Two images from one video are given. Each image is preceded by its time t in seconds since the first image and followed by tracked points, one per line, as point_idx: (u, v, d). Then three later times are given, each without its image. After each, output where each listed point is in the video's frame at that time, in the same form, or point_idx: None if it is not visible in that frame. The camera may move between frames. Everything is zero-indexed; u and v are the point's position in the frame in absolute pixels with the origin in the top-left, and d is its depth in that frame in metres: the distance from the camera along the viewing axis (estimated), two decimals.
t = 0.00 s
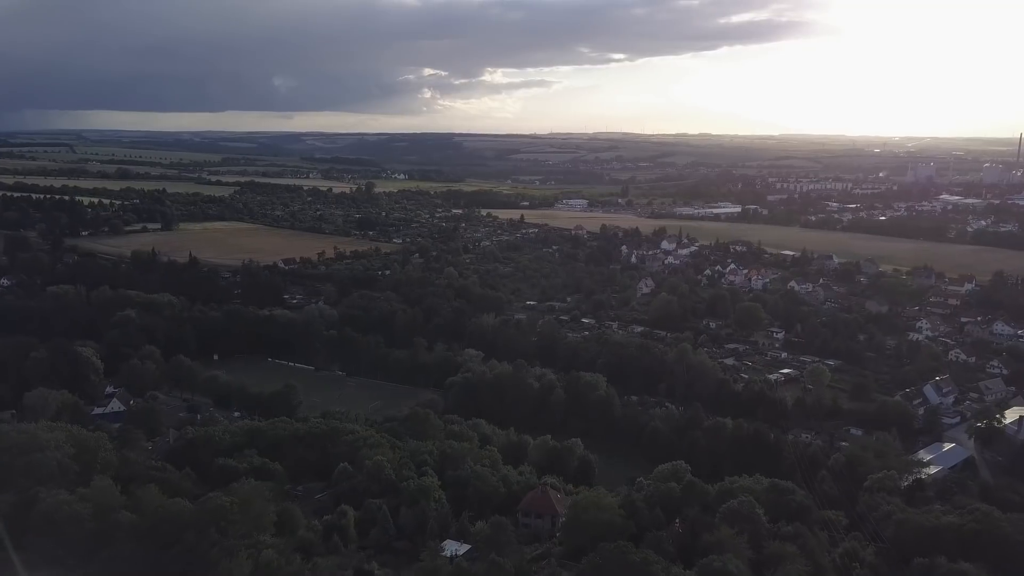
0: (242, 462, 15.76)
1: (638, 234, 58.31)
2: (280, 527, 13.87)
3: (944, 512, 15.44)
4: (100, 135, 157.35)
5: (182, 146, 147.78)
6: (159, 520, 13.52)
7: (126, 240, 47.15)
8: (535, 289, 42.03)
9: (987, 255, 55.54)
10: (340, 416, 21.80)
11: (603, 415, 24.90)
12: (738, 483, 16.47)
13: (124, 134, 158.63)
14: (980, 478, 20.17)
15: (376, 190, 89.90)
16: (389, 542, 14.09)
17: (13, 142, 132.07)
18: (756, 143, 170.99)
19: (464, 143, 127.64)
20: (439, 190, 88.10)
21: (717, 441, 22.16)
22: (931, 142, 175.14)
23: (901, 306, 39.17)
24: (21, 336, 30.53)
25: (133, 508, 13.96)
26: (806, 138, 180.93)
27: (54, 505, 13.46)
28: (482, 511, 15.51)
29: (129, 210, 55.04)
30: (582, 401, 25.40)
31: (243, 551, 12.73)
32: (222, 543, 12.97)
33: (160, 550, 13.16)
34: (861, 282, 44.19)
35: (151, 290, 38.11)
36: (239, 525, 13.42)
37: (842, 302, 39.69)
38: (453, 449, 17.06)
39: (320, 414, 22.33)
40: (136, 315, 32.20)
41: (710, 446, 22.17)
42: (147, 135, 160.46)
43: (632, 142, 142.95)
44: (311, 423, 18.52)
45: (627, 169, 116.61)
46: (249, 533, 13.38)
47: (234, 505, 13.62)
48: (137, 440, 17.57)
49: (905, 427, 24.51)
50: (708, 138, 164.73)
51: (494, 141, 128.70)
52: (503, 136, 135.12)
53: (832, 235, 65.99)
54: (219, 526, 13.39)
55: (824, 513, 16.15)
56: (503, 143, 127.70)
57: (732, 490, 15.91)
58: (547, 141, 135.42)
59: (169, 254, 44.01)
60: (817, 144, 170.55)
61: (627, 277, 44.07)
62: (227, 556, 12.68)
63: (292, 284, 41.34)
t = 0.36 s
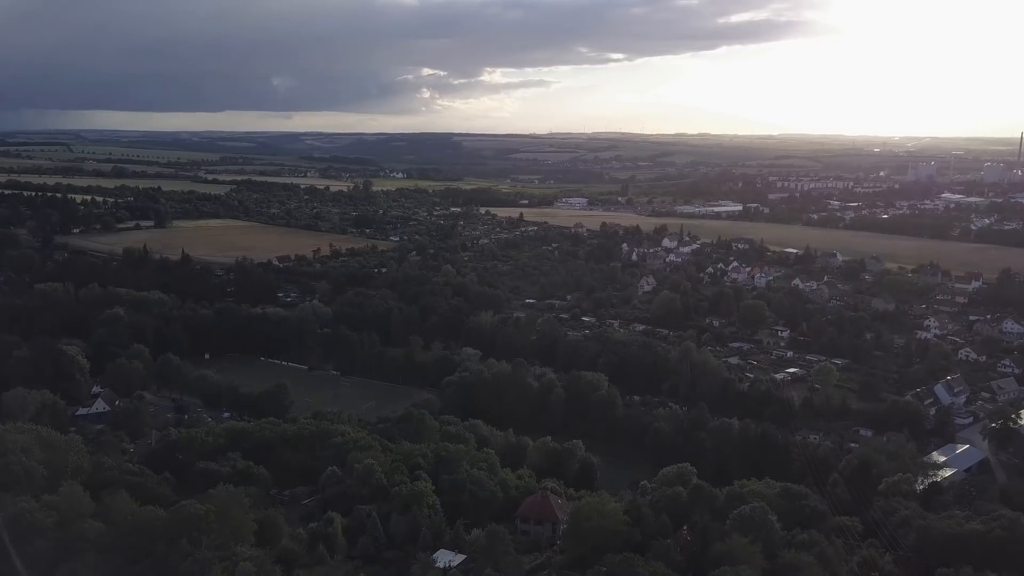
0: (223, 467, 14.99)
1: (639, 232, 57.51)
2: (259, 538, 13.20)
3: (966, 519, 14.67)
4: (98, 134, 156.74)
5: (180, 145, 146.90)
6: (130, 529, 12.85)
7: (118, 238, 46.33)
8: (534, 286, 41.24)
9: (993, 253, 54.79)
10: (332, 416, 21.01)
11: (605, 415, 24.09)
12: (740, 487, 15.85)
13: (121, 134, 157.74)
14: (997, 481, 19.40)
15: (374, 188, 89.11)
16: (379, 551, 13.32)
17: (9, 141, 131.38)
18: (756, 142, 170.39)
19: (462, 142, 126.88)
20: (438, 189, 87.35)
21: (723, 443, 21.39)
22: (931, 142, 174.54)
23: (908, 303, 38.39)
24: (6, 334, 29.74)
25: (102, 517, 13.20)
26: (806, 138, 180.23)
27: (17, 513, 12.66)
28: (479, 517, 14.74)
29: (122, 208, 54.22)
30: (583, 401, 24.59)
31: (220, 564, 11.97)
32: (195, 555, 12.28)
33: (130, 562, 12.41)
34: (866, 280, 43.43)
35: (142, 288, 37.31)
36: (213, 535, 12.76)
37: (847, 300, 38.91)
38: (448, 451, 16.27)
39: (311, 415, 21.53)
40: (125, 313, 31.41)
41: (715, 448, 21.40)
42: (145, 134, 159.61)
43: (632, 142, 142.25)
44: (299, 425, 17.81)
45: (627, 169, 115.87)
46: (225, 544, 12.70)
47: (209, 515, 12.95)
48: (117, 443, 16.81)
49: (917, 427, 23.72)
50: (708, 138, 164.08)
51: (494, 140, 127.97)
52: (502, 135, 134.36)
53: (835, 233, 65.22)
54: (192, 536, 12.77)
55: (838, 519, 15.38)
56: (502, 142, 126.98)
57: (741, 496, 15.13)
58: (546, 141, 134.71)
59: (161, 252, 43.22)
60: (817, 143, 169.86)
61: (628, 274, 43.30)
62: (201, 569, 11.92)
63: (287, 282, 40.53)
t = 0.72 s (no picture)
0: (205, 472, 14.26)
1: (639, 230, 56.75)
2: (235, 548, 12.59)
3: (990, 526, 13.92)
4: (96, 134, 156.33)
5: (178, 145, 146.16)
6: (97, 538, 12.14)
7: (110, 235, 45.52)
8: (534, 284, 40.49)
9: (998, 252, 54.04)
10: (323, 417, 20.26)
11: (606, 416, 23.31)
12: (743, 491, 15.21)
13: (119, 134, 156.91)
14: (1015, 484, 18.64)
15: (372, 187, 88.39)
16: (367, 561, 12.55)
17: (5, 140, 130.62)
18: (756, 143, 169.80)
19: (461, 142, 126.16)
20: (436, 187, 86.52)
21: (729, 445, 20.65)
22: (931, 142, 174.01)
23: (914, 302, 37.63)
24: None
25: (66, 524, 12.43)
26: (806, 138, 179.58)
27: None
28: (474, 524, 13.98)
29: (116, 205, 53.45)
30: (584, 402, 23.83)
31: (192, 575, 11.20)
32: (164, 567, 11.67)
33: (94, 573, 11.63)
34: (871, 279, 42.68)
35: (133, 286, 36.52)
36: (185, 544, 12.16)
37: (853, 298, 38.14)
38: (443, 454, 15.52)
39: (302, 416, 20.76)
40: (114, 311, 30.65)
41: (720, 450, 20.67)
42: (143, 134, 158.85)
43: (631, 142, 141.62)
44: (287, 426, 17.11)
45: (627, 169, 115.13)
46: (196, 553, 12.09)
47: (181, 523, 12.39)
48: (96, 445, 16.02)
49: (929, 428, 22.95)
50: (708, 138, 163.52)
51: (493, 140, 127.30)
52: (501, 135, 133.70)
53: (838, 232, 64.48)
54: (161, 547, 12.18)
55: (854, 525, 14.62)
56: (501, 142, 126.27)
57: (750, 501, 14.39)
58: (545, 141, 134.00)
59: (153, 249, 42.45)
60: (818, 143, 169.11)
61: (629, 273, 42.54)
62: None
63: (281, 280, 39.75)
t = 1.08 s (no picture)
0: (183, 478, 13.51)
1: (640, 228, 55.98)
2: (209, 560, 11.83)
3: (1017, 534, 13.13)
4: (94, 133, 155.75)
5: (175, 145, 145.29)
6: (59, 551, 11.39)
7: (102, 233, 44.71)
8: (533, 282, 39.70)
9: (1004, 250, 53.28)
10: (313, 418, 19.47)
11: (608, 417, 22.52)
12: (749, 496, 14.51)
13: (116, 134, 156.00)
14: None
15: (370, 186, 87.63)
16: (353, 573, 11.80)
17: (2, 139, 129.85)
18: (755, 142, 169.14)
19: (460, 142, 125.38)
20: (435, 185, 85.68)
21: (735, 448, 19.88)
22: (931, 142, 173.28)
23: (922, 300, 36.85)
24: None
25: (27, 536, 11.67)
26: (806, 138, 179.00)
27: None
28: (469, 532, 13.21)
29: (109, 203, 52.61)
30: (585, 402, 23.04)
31: None
32: None
33: None
34: (876, 277, 41.91)
35: (123, 283, 35.72)
36: (154, 557, 11.41)
37: (858, 297, 37.35)
38: (436, 457, 14.77)
39: (292, 417, 19.98)
40: (101, 309, 29.86)
41: (727, 453, 19.88)
42: (141, 134, 158.06)
43: (631, 141, 140.97)
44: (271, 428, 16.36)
45: (627, 168, 114.36)
46: (166, 567, 11.34)
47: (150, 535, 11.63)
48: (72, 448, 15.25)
49: (942, 430, 22.17)
50: (708, 139, 162.98)
51: (492, 140, 126.59)
52: (500, 135, 132.99)
53: (841, 230, 63.73)
54: (127, 561, 11.43)
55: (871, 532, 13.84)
56: (500, 142, 125.59)
57: (761, 507, 13.63)
58: (544, 141, 133.24)
59: (145, 246, 41.63)
60: (818, 143, 168.49)
61: (630, 270, 41.75)
62: None
63: (275, 278, 38.94)
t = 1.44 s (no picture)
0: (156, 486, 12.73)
1: (641, 225, 55.14)
2: None
3: None
4: (92, 132, 154.92)
5: (173, 144, 144.42)
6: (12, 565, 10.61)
7: (93, 229, 43.83)
8: (532, 280, 38.88)
9: (1011, 248, 52.50)
10: (302, 419, 18.65)
11: (611, 418, 21.67)
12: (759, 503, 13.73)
13: (113, 134, 155.04)
14: None
15: (367, 184, 86.79)
16: None
17: None
18: (755, 142, 168.43)
19: (458, 141, 124.52)
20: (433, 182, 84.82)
21: (743, 451, 19.09)
22: (932, 141, 172.46)
23: (930, 298, 36.03)
24: None
25: None
26: (806, 138, 178.17)
27: None
28: (464, 543, 12.41)
29: (101, 200, 51.76)
30: (586, 403, 22.22)
31: None
32: None
33: None
34: (883, 274, 41.07)
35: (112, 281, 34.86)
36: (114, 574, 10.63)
37: (865, 295, 36.50)
38: (429, 462, 13.96)
39: (281, 419, 19.16)
40: (88, 306, 29.03)
41: (735, 456, 19.08)
42: (139, 134, 157.22)
43: (631, 141, 140.22)
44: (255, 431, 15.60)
45: (627, 167, 113.52)
46: None
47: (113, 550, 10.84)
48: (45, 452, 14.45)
49: (957, 431, 21.34)
50: (708, 138, 162.29)
51: (491, 139, 125.79)
52: (499, 134, 132.17)
53: (844, 228, 62.93)
54: None
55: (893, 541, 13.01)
56: (499, 141, 124.82)
57: (774, 515, 12.82)
58: (544, 140, 132.57)
59: (136, 243, 40.80)
60: (819, 142, 167.55)
61: (631, 268, 40.91)
62: None
63: (269, 275, 38.09)
